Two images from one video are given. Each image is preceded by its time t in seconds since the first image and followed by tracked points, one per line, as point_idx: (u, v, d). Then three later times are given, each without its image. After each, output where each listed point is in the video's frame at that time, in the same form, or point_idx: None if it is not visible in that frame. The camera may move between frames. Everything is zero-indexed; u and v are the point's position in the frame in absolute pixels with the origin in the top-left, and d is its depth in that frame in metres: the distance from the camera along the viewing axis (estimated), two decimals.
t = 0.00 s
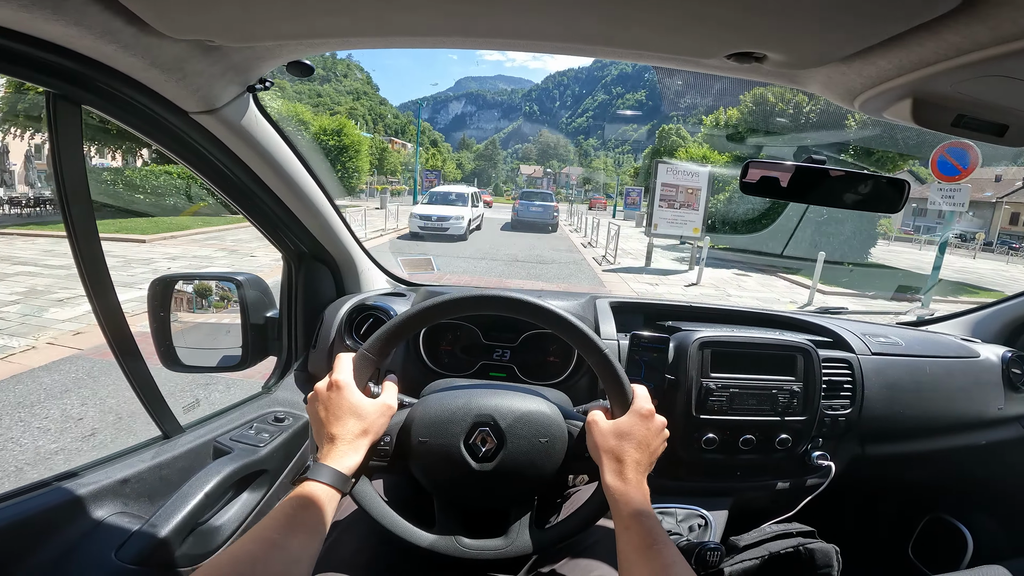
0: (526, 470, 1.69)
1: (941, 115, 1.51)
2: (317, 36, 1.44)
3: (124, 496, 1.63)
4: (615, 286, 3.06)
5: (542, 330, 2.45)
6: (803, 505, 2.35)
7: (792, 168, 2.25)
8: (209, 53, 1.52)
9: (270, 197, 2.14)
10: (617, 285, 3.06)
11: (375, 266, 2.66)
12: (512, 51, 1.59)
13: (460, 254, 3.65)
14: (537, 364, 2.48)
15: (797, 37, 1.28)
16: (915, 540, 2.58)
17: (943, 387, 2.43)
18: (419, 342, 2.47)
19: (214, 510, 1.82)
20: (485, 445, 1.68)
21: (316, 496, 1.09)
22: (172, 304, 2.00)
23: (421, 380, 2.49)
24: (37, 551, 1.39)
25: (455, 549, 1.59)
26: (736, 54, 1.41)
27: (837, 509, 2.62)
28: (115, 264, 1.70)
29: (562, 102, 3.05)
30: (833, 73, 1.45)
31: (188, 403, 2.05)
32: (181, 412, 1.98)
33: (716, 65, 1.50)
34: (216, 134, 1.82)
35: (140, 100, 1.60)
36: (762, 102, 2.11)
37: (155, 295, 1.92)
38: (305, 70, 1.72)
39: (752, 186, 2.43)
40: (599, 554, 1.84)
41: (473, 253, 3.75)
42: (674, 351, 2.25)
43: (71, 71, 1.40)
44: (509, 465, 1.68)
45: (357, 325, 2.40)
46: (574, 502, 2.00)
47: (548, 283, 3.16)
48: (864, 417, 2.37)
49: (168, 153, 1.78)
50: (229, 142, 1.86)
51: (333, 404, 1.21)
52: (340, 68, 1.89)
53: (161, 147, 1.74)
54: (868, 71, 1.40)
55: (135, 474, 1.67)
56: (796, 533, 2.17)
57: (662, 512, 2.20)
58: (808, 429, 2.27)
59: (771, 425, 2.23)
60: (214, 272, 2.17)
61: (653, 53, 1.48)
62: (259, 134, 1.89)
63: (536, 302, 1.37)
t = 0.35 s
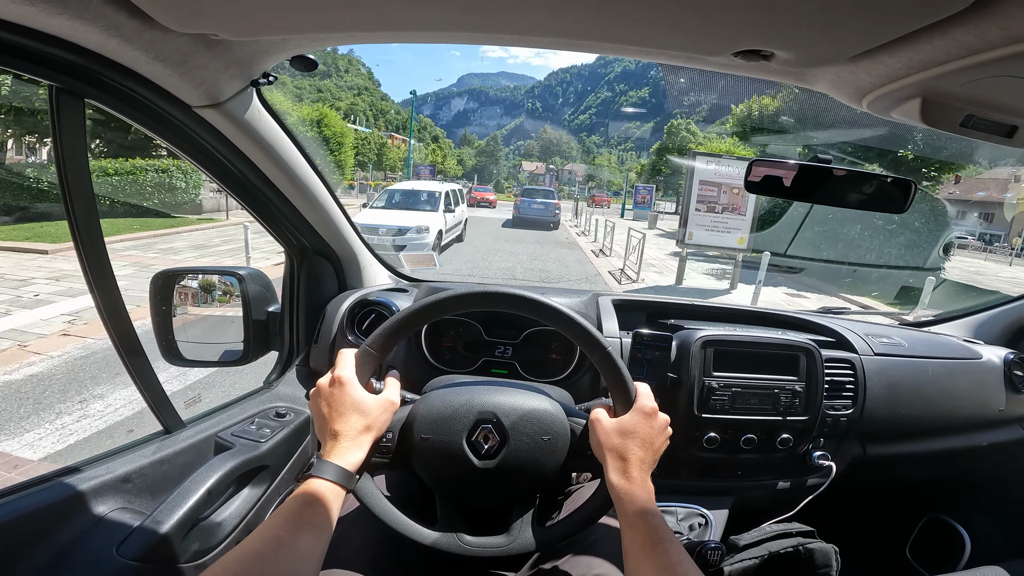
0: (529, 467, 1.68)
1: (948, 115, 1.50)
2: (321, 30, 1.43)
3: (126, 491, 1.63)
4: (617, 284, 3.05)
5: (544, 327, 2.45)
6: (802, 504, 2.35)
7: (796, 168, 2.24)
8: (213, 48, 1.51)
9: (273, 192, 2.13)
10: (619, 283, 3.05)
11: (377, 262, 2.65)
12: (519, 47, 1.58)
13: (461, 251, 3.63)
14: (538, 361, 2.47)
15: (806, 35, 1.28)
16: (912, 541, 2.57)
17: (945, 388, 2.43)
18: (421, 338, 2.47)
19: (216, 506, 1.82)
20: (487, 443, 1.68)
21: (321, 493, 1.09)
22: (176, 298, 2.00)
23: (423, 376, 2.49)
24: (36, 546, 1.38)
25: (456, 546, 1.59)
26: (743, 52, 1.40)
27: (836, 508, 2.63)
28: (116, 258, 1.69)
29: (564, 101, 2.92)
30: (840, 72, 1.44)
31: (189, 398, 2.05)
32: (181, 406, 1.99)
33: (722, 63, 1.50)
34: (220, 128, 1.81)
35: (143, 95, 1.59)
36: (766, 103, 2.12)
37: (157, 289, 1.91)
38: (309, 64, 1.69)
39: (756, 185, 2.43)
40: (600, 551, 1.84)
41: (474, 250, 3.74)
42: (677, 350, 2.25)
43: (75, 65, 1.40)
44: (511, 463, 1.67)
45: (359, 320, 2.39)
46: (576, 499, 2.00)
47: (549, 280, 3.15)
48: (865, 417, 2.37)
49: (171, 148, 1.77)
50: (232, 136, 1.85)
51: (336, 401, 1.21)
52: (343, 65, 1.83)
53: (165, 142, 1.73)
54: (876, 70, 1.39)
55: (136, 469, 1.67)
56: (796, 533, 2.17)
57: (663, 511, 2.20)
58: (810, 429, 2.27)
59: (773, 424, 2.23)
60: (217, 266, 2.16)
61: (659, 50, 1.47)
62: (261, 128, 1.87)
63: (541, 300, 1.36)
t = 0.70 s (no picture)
0: (532, 464, 1.64)
1: (967, 104, 1.46)
2: (319, 9, 1.36)
3: (113, 490, 1.57)
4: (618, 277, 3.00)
5: (545, 320, 2.40)
6: (806, 501, 2.33)
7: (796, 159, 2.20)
8: (205, 29, 1.44)
9: (267, 180, 2.06)
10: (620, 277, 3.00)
11: (375, 254, 2.59)
12: (525, 28, 1.52)
13: (459, 244, 3.57)
14: (539, 355, 2.42)
15: (826, 19, 1.23)
16: (914, 538, 2.56)
17: (951, 384, 2.41)
18: (419, 332, 2.42)
19: (206, 505, 1.76)
20: (488, 439, 1.63)
21: (314, 492, 1.04)
22: (166, 289, 1.97)
23: (421, 370, 2.44)
24: (18, 545, 1.32)
25: (456, 545, 1.55)
26: (759, 36, 1.35)
27: (839, 505, 2.60)
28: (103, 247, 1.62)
29: (563, 96, 2.91)
30: (858, 58, 1.40)
31: (178, 394, 1.98)
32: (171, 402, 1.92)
33: (735, 48, 1.45)
34: (211, 113, 1.74)
35: (131, 79, 1.52)
36: (774, 100, 2.09)
37: (148, 280, 1.89)
38: (306, 48, 1.61)
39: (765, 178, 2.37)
40: (605, 550, 1.80)
41: (472, 243, 3.68)
42: (681, 343, 2.21)
43: (59, 46, 1.33)
44: (513, 460, 1.63)
45: (356, 313, 2.33)
46: (579, 496, 1.96)
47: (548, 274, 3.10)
48: (871, 413, 2.34)
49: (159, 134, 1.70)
50: (224, 122, 1.78)
51: (329, 396, 1.14)
52: (338, 59, 1.83)
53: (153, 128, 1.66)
54: (896, 57, 1.34)
55: (124, 467, 1.61)
56: (802, 531, 2.14)
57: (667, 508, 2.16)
58: (816, 425, 2.23)
59: (779, 420, 2.20)
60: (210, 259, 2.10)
61: (671, 33, 1.41)
62: (256, 113, 1.80)
63: (546, 291, 1.30)
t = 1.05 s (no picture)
0: (513, 460, 1.63)
1: (944, 94, 1.45)
2: (288, 6, 1.35)
3: (93, 489, 1.57)
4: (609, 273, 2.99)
5: (531, 316, 2.39)
6: (795, 496, 2.32)
7: (789, 151, 2.17)
8: (175, 28, 1.44)
9: (249, 178, 2.06)
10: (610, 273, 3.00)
11: (360, 251, 2.58)
12: (502, 23, 1.52)
13: (449, 239, 3.55)
14: (526, 351, 2.42)
15: (795, 8, 1.22)
16: (906, 533, 2.57)
17: (939, 376, 2.40)
18: (404, 328, 2.41)
19: (189, 503, 1.76)
20: (469, 435, 1.63)
21: (289, 485, 1.04)
22: (149, 288, 1.97)
23: (408, 367, 2.43)
24: None
25: (432, 541, 1.54)
26: (731, 26, 1.34)
27: (829, 500, 2.60)
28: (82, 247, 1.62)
29: (557, 92, 2.73)
30: (832, 48, 1.39)
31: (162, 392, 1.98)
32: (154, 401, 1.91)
33: (709, 38, 1.44)
34: (186, 112, 1.74)
35: (104, 78, 1.51)
36: (769, 93, 2.06)
37: (130, 279, 1.89)
38: (280, 46, 1.60)
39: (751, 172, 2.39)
40: (588, 544, 1.80)
41: (462, 238, 3.67)
42: (666, 337, 2.19)
43: (26, 44, 1.32)
44: (494, 456, 1.62)
45: (341, 310, 2.33)
46: (565, 492, 1.96)
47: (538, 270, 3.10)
48: (858, 407, 2.33)
49: (133, 132, 1.69)
50: (199, 120, 1.78)
51: (311, 385, 1.15)
52: (330, 55, 1.82)
53: (125, 125, 1.65)
54: (869, 46, 1.33)
55: (105, 466, 1.60)
56: (789, 526, 2.13)
57: (654, 504, 2.16)
58: (803, 419, 2.22)
59: (765, 414, 2.19)
60: (195, 257, 2.10)
61: (643, 24, 1.40)
62: (230, 110, 1.80)
63: (533, 287, 1.29)
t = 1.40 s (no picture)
0: (512, 460, 1.67)
1: (930, 103, 1.49)
2: (294, 20, 1.40)
3: (103, 489, 1.60)
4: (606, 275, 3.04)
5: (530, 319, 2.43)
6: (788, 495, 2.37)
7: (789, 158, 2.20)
8: (184, 41, 1.48)
9: (252, 183, 2.10)
10: (608, 275, 3.04)
11: (362, 254, 2.62)
12: (501, 35, 1.55)
13: (448, 241, 3.60)
14: (525, 353, 2.46)
15: (785, 23, 1.26)
16: (898, 531, 2.60)
17: (929, 377, 2.45)
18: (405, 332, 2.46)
19: (197, 503, 1.80)
20: (469, 435, 1.67)
21: (299, 484, 1.07)
22: (154, 294, 1.98)
23: (408, 369, 2.48)
24: (13, 546, 1.36)
25: (434, 538, 1.58)
26: (724, 39, 1.38)
27: (823, 498, 2.64)
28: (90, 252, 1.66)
29: (556, 91, 2.77)
30: (821, 60, 1.43)
31: (168, 393, 2.02)
32: (161, 402, 1.95)
33: (703, 50, 1.48)
34: (193, 120, 1.78)
35: (112, 87, 1.55)
36: (764, 96, 2.12)
37: (135, 285, 1.90)
38: (285, 55, 1.65)
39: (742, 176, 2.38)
40: (585, 542, 1.84)
41: (461, 240, 3.71)
42: (662, 339, 2.25)
43: (38, 56, 1.36)
44: (493, 455, 1.67)
45: (343, 313, 2.37)
46: (563, 492, 2.01)
47: (536, 272, 3.14)
48: (850, 407, 2.38)
49: (142, 140, 1.73)
50: (205, 127, 1.82)
51: (318, 387, 1.19)
52: (326, 55, 1.81)
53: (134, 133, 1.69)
54: (857, 58, 1.37)
55: (115, 466, 1.64)
56: (783, 524, 2.17)
57: (650, 503, 2.20)
58: (796, 419, 2.27)
59: (758, 414, 2.24)
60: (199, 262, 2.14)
61: (638, 38, 1.45)
62: (237, 119, 1.84)
63: (530, 291, 1.34)
